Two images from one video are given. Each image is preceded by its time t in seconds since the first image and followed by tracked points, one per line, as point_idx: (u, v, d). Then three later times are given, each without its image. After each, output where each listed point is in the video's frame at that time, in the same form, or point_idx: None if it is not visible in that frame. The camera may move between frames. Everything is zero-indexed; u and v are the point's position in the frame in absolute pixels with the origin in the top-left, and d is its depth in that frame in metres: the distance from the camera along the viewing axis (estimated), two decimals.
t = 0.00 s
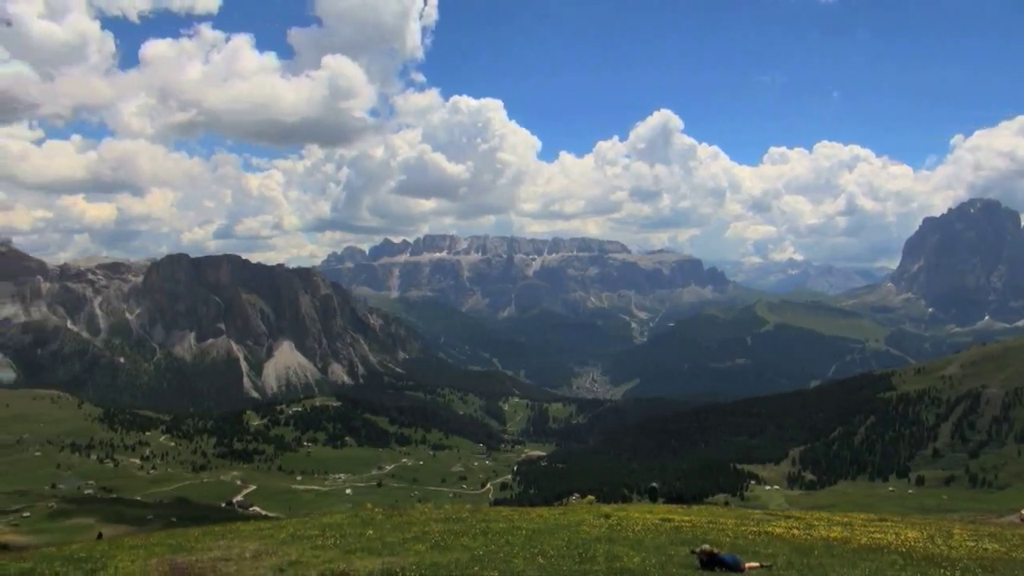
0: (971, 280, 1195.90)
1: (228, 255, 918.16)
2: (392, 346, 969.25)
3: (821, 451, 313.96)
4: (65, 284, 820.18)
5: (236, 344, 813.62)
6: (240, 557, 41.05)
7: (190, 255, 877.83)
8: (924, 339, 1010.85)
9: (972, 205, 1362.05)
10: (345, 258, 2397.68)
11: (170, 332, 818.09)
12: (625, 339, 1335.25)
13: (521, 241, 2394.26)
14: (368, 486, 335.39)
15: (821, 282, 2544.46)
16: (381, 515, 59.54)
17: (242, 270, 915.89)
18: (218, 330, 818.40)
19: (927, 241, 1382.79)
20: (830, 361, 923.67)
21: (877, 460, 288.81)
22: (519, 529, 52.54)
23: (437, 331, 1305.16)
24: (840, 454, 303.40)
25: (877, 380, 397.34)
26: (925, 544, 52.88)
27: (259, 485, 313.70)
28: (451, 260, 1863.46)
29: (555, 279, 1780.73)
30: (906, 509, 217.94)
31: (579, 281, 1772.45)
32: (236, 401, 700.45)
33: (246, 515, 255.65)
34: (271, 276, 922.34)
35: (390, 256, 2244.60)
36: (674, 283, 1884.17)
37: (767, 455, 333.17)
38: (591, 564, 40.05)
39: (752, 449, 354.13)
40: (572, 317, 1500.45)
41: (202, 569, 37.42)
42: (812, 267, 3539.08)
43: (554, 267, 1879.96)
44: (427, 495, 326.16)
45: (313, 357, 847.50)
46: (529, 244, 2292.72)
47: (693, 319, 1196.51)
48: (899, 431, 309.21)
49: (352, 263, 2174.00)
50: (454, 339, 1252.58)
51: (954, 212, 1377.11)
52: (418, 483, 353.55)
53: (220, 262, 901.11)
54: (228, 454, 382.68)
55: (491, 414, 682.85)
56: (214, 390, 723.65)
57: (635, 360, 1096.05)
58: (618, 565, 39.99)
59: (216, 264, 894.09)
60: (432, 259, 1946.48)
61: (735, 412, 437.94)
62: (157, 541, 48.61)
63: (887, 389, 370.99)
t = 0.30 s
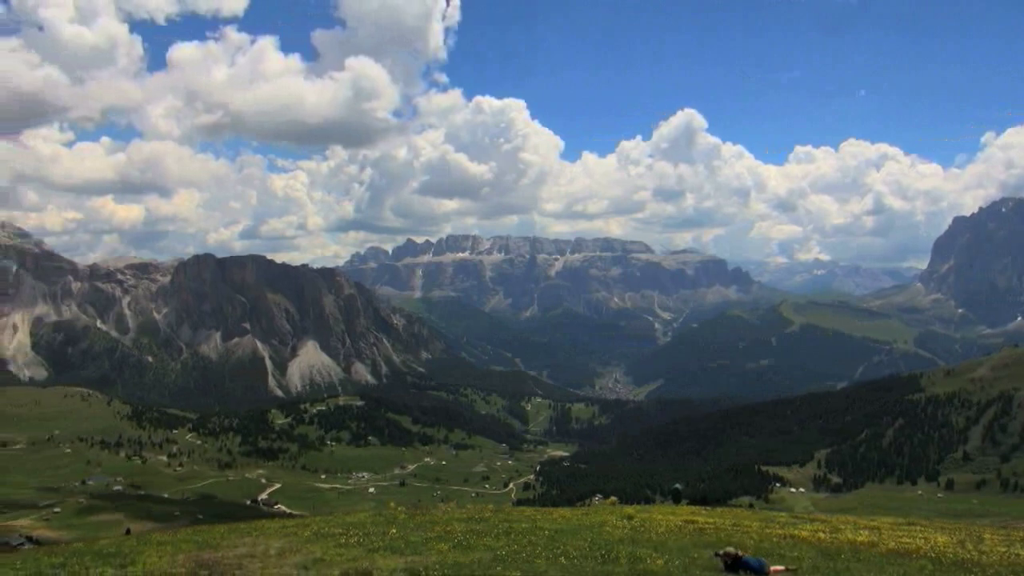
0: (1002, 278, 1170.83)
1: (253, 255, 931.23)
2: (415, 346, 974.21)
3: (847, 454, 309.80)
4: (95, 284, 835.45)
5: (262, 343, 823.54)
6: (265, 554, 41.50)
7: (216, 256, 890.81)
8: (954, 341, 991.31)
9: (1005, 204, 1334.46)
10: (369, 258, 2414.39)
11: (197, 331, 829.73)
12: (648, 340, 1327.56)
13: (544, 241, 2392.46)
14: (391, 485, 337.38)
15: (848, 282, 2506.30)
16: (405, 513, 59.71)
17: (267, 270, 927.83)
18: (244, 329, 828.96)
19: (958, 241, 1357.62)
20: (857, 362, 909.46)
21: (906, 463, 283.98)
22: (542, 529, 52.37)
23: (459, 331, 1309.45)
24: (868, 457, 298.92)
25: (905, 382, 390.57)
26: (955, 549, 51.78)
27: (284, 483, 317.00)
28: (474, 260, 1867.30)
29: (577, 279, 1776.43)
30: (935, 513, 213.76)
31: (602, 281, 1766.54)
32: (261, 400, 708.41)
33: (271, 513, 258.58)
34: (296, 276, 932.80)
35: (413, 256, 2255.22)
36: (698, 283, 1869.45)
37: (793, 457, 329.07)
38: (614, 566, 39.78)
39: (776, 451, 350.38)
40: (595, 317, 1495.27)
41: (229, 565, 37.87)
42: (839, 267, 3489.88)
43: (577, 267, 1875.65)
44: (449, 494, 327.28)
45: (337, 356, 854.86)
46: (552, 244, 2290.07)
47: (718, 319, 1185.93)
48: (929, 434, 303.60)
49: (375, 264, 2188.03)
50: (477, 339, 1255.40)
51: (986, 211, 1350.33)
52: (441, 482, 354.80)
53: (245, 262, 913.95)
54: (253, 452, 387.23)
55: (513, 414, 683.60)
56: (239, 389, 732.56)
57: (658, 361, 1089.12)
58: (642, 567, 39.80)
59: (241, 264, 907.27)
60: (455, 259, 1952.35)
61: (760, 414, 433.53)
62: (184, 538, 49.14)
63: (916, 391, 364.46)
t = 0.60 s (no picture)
0: None
1: (276, 255, 941.63)
2: (435, 346, 977.53)
3: (872, 456, 305.84)
4: (121, 284, 848.03)
5: (284, 343, 831.82)
6: (287, 552, 41.90)
7: (239, 256, 901.22)
8: (983, 342, 973.12)
9: None
10: (390, 258, 2423.47)
11: (220, 331, 839.55)
12: (669, 340, 1319.95)
13: (564, 241, 2388.94)
14: (411, 484, 338.73)
15: (873, 283, 2470.53)
16: (424, 513, 59.75)
17: (289, 270, 937.32)
18: (267, 329, 837.72)
19: (986, 241, 1334.91)
20: (882, 364, 896.42)
21: (932, 466, 279.68)
22: (562, 530, 52.16)
23: (479, 331, 1311.13)
24: (893, 459, 294.83)
25: (931, 383, 384.35)
26: (980, 553, 50.92)
27: (305, 482, 319.71)
28: (495, 260, 1869.21)
29: (598, 279, 1771.24)
30: (961, 517, 210.18)
31: (623, 281, 1760.19)
32: (283, 399, 715.41)
33: (292, 511, 260.32)
34: (317, 276, 941.13)
35: (434, 256, 2262.87)
36: (720, 284, 1855.74)
37: (816, 459, 325.38)
38: (634, 567, 39.70)
39: (799, 453, 346.75)
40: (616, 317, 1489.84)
41: (251, 563, 38.30)
42: (863, 267, 3444.68)
43: (597, 267, 1870.70)
44: (469, 493, 328.04)
45: (358, 356, 860.44)
46: (572, 244, 2284.31)
47: (739, 320, 1176.22)
48: (956, 436, 298.50)
49: (396, 264, 2198.47)
50: (497, 339, 1256.40)
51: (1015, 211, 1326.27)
52: (461, 482, 355.52)
53: (268, 262, 924.76)
54: (275, 451, 390.82)
55: (533, 414, 683.45)
56: (262, 388, 739.96)
57: (679, 362, 1082.32)
58: (663, 569, 39.55)
59: (264, 264, 917.77)
60: (476, 259, 1955.74)
61: (782, 415, 429.49)
62: (207, 534, 49.75)
63: (943, 392, 358.41)
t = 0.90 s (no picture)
0: None
1: (299, 255, 951.64)
2: (456, 346, 979.93)
3: (898, 459, 300.90)
4: (148, 284, 860.43)
5: (307, 342, 839.58)
6: (310, 550, 42.16)
7: (263, 256, 911.54)
8: (1013, 343, 953.38)
9: None
10: (412, 259, 2433.40)
11: (245, 330, 849.26)
12: (691, 340, 1310.35)
13: (586, 241, 2382.28)
14: (432, 484, 339.87)
15: (900, 283, 2431.70)
16: (446, 513, 59.82)
17: (312, 270, 946.23)
18: (290, 328, 846.07)
19: (1016, 240, 1308.75)
20: (909, 365, 882.20)
21: (960, 469, 274.68)
22: (583, 531, 51.88)
23: (501, 331, 1311.71)
24: (920, 462, 290.21)
25: (959, 385, 377.67)
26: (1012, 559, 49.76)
27: (328, 480, 322.17)
28: (516, 261, 1869.48)
29: (619, 279, 1763.76)
30: (990, 521, 206.38)
31: (644, 281, 1751.19)
32: (306, 398, 722.09)
33: (314, 509, 262.30)
34: (340, 277, 948.80)
35: (456, 256, 2268.53)
36: (743, 284, 1839.06)
37: (841, 461, 321.19)
38: (657, 569, 39.46)
39: (823, 455, 342.31)
40: (638, 317, 1482.48)
41: (275, 560, 38.60)
42: (890, 268, 3393.45)
43: (619, 267, 1862.87)
44: (491, 493, 328.17)
45: (380, 356, 865.53)
46: (594, 244, 2276.27)
47: (763, 320, 1164.56)
48: (985, 439, 292.92)
49: (418, 264, 2207.15)
50: (519, 339, 1256.43)
51: None
52: (482, 481, 356.10)
53: (291, 262, 934.46)
54: (298, 449, 394.33)
55: (555, 414, 682.67)
56: (285, 387, 747.43)
57: (701, 363, 1074.42)
58: (686, 571, 39.29)
59: (287, 264, 927.82)
60: (497, 259, 1957.97)
61: (806, 416, 424.62)
62: (231, 532, 50.23)
63: (971, 395, 351.97)
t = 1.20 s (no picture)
0: None
1: (324, 255, 961.06)
2: (479, 346, 981.83)
3: (928, 462, 295.69)
4: (176, 283, 873.95)
5: (331, 342, 848.31)
6: (334, 547, 42.37)
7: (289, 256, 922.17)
8: None
9: None
10: (435, 258, 2444.87)
11: (270, 329, 859.13)
12: (716, 341, 1300.17)
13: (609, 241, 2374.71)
14: (455, 483, 341.05)
15: (930, 283, 2387.52)
16: (468, 513, 59.93)
17: (337, 270, 954.85)
18: (315, 328, 855.50)
19: None
20: (939, 367, 866.12)
21: (991, 473, 269.32)
22: (606, 531, 51.58)
23: (524, 331, 1311.83)
24: (949, 466, 284.90)
25: (991, 388, 369.76)
26: None
27: (352, 479, 324.65)
28: (539, 261, 1870.13)
29: (643, 279, 1755.14)
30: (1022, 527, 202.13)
31: (669, 281, 1740.58)
32: (331, 397, 729.42)
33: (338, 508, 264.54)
34: (364, 276, 956.09)
35: (479, 256, 2274.92)
36: (769, 284, 1819.77)
37: (868, 464, 316.33)
38: (682, 572, 39.12)
39: (850, 458, 337.81)
40: (661, 317, 1473.92)
41: (298, 557, 38.83)
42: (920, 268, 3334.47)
43: (643, 267, 1853.82)
44: (514, 494, 328.46)
45: (404, 355, 870.42)
46: (617, 244, 2267.21)
47: (789, 321, 1150.98)
48: (1017, 443, 286.49)
49: (442, 264, 2216.88)
50: (542, 339, 1256.69)
51: None
52: (505, 481, 356.53)
53: (316, 262, 944.74)
54: (323, 447, 397.86)
55: (578, 414, 681.19)
56: (310, 386, 755.37)
57: (726, 363, 1065.74)
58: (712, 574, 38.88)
59: (312, 264, 938.21)
60: (520, 260, 1958.90)
61: (832, 418, 418.89)
62: (257, 528, 50.76)
63: (1003, 398, 344.66)
